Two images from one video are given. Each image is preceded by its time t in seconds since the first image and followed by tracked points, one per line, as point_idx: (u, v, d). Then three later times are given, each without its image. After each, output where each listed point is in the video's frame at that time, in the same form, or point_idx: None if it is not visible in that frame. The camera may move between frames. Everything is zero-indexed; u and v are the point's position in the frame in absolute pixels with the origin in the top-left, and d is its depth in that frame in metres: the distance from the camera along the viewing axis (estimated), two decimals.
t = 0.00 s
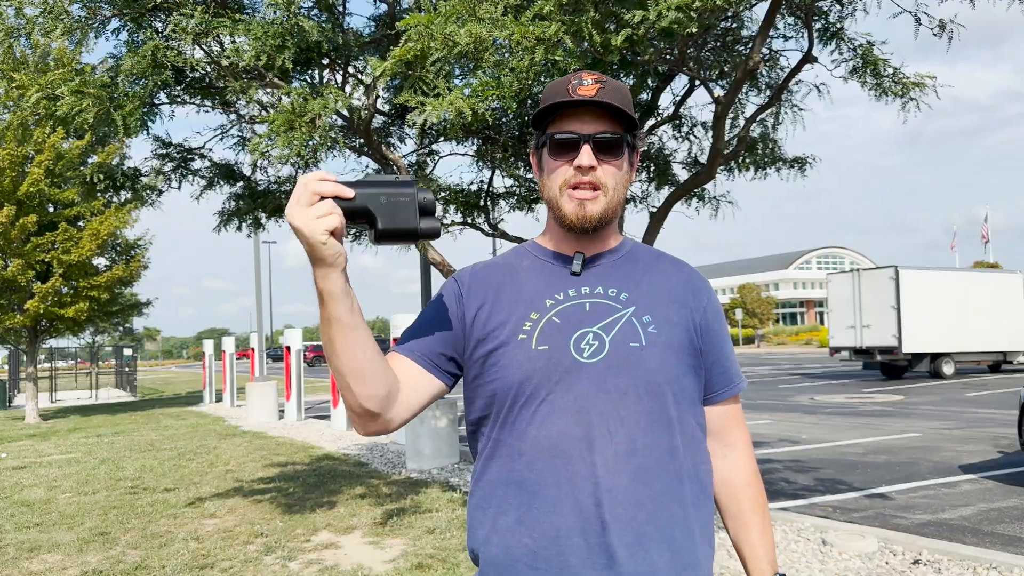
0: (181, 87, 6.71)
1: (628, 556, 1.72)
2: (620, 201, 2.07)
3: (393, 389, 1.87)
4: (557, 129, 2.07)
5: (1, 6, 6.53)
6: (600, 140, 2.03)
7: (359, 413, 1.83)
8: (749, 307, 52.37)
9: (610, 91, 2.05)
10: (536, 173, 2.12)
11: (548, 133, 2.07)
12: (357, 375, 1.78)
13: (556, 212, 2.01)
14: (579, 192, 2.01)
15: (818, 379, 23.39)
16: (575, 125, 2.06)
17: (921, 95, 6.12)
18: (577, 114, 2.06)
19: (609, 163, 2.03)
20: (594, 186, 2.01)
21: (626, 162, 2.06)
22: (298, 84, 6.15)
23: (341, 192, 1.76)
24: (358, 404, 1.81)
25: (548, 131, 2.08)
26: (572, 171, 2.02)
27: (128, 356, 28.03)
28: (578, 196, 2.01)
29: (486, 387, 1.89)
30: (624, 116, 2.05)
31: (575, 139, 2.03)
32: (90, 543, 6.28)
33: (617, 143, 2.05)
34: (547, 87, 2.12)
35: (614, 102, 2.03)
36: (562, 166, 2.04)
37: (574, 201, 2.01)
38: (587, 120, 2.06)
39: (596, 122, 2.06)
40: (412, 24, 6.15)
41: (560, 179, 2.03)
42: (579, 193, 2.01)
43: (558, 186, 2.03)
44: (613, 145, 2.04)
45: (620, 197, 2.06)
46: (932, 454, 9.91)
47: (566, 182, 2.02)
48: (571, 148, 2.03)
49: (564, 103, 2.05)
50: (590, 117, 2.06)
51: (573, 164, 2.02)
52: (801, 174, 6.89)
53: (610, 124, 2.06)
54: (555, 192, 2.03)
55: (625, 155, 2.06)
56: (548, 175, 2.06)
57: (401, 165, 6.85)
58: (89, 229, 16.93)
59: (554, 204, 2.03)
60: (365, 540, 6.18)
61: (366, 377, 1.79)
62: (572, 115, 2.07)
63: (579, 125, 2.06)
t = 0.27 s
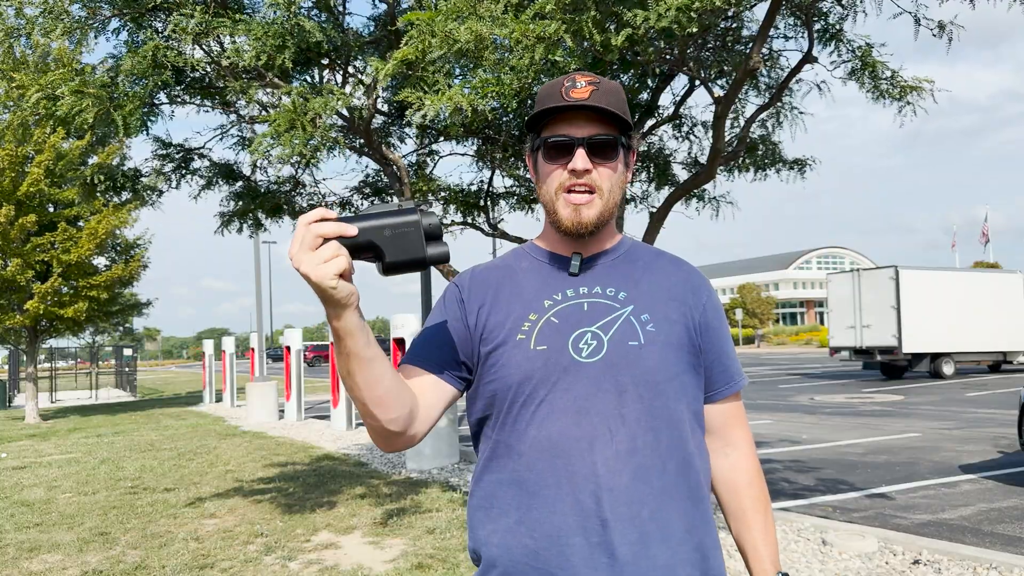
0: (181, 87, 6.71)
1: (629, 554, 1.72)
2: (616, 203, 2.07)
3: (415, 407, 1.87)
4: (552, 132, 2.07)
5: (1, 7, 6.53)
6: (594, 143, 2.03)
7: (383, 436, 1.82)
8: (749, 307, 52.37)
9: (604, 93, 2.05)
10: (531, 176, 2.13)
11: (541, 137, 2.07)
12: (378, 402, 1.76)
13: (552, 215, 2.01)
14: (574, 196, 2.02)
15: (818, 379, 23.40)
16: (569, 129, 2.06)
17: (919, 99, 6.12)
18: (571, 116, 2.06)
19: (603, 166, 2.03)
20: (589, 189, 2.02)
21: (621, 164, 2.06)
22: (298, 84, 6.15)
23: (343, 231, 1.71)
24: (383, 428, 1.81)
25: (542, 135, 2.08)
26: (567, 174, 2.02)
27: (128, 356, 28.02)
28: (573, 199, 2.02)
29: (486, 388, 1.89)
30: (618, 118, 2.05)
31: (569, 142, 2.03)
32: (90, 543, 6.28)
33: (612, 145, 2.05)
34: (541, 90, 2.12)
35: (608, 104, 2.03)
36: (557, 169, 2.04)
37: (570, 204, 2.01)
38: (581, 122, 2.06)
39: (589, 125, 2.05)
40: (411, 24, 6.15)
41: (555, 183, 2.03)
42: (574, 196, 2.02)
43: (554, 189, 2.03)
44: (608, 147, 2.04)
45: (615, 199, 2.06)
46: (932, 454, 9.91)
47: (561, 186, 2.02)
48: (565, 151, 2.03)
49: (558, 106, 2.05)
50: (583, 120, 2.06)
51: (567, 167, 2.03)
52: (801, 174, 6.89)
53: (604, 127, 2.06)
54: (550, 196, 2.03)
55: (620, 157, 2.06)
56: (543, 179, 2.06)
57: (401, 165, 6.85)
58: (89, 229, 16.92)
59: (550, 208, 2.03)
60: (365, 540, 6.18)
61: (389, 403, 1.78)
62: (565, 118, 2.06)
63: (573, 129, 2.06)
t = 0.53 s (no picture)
0: (181, 87, 6.71)
1: (629, 552, 1.72)
2: (604, 192, 2.05)
3: (411, 397, 1.87)
4: (529, 138, 2.08)
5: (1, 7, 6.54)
6: (567, 139, 2.03)
7: (378, 423, 1.83)
8: (749, 307, 52.37)
9: (569, 91, 2.04)
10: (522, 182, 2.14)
11: (521, 146, 2.09)
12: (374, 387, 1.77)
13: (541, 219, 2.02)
14: (558, 195, 2.02)
15: (818, 379, 23.39)
16: (543, 131, 2.07)
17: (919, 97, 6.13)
18: (543, 120, 2.07)
19: (581, 158, 2.02)
20: (571, 186, 2.01)
21: (599, 152, 2.04)
22: (298, 84, 6.15)
23: (352, 216, 1.71)
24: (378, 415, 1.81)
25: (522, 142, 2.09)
26: (548, 175, 2.03)
27: (128, 356, 28.01)
28: (559, 198, 2.02)
29: (489, 384, 1.89)
30: (590, 112, 2.04)
31: (544, 145, 2.04)
32: (90, 543, 6.28)
33: (587, 137, 2.03)
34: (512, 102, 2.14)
35: (577, 100, 2.03)
36: (539, 172, 2.04)
37: (555, 205, 2.02)
38: (554, 122, 2.06)
39: (561, 124, 2.05)
40: (412, 24, 6.15)
41: (539, 185, 2.04)
42: (559, 196, 2.02)
43: (538, 192, 2.04)
44: (583, 140, 2.03)
45: (602, 187, 2.05)
46: (932, 454, 9.91)
47: (545, 187, 2.03)
48: (542, 153, 2.04)
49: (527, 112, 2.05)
50: (557, 119, 2.06)
51: (546, 168, 2.03)
52: (801, 174, 6.89)
53: (578, 122, 2.06)
54: (537, 199, 2.04)
55: (601, 147, 2.05)
56: (529, 183, 2.07)
57: (401, 165, 6.85)
58: (89, 229, 16.92)
59: (540, 211, 2.04)
60: (365, 540, 6.18)
61: (385, 390, 1.79)
62: (539, 123, 2.07)
63: (547, 130, 2.06)
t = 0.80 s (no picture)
0: (181, 87, 6.71)
1: (627, 555, 1.72)
2: (615, 200, 2.08)
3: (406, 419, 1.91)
4: (544, 137, 2.08)
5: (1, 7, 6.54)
6: (586, 143, 2.05)
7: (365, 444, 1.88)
8: (749, 307, 52.37)
9: (592, 93, 2.05)
10: (529, 180, 2.14)
11: (534, 142, 2.09)
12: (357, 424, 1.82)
13: (551, 216, 2.02)
14: (571, 196, 2.03)
15: (818, 379, 23.39)
16: (561, 131, 2.07)
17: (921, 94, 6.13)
18: (560, 119, 2.07)
19: (599, 163, 2.04)
20: (586, 187, 2.03)
21: (615, 161, 2.07)
22: (298, 84, 6.15)
23: (340, 299, 1.64)
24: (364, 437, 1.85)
25: (536, 140, 2.09)
26: (562, 175, 2.03)
27: (128, 356, 28.00)
28: (571, 199, 2.03)
29: (484, 384, 1.89)
30: (609, 117, 2.05)
31: (562, 145, 2.05)
32: (90, 543, 6.28)
33: (605, 143, 2.06)
34: (530, 96, 2.13)
35: (597, 103, 2.04)
36: (551, 171, 2.05)
37: (568, 205, 2.03)
38: (573, 123, 2.06)
39: (580, 126, 2.07)
40: (411, 24, 6.15)
41: (550, 184, 2.04)
42: (572, 196, 2.03)
43: (550, 191, 2.04)
44: (601, 146, 2.05)
45: (614, 196, 2.08)
46: (932, 454, 9.91)
47: (557, 186, 2.03)
48: (559, 154, 2.05)
49: (548, 110, 2.05)
50: (575, 121, 2.07)
51: (562, 169, 2.04)
52: (801, 173, 6.89)
53: (596, 126, 2.07)
54: (546, 197, 2.05)
55: (615, 153, 2.08)
56: (538, 182, 2.07)
57: (401, 165, 6.85)
58: (89, 230, 16.92)
59: (548, 209, 2.05)
60: (365, 540, 6.18)
61: (372, 428, 1.84)
62: (557, 121, 2.08)
63: (564, 131, 2.07)
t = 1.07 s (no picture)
0: (181, 87, 6.71)
1: (632, 553, 1.73)
2: (616, 199, 2.09)
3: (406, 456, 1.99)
4: (545, 135, 2.09)
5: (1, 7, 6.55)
6: (588, 141, 2.06)
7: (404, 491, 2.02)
8: (749, 307, 52.37)
9: (594, 92, 2.06)
10: (530, 179, 2.15)
11: (536, 141, 2.10)
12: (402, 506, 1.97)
13: (551, 213, 2.02)
14: (572, 193, 2.03)
15: (818, 379, 23.40)
16: (563, 129, 2.08)
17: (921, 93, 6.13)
18: (562, 117, 2.08)
19: (600, 162, 2.05)
20: (588, 185, 2.03)
21: (616, 160, 2.08)
22: (298, 84, 6.16)
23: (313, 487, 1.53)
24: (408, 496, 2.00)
25: (537, 138, 2.10)
26: (564, 173, 2.04)
27: (128, 356, 28.00)
28: (572, 197, 2.03)
29: (485, 387, 1.90)
30: (611, 115, 2.06)
31: (565, 143, 2.06)
32: (90, 543, 6.28)
33: (606, 143, 2.07)
34: (531, 95, 2.14)
35: (599, 102, 2.05)
36: (553, 169, 2.06)
37: (569, 202, 2.03)
38: (576, 121, 2.07)
39: (582, 123, 2.07)
40: (412, 24, 6.15)
41: (551, 182, 2.05)
42: (573, 194, 2.03)
43: (552, 189, 2.05)
44: (602, 145, 2.06)
45: (616, 195, 2.08)
46: (932, 454, 9.91)
47: (559, 184, 2.04)
48: (561, 152, 2.06)
49: (550, 108, 2.06)
50: (577, 119, 2.08)
51: (564, 167, 2.05)
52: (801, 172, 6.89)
53: (598, 124, 2.08)
54: (547, 195, 2.05)
55: (616, 152, 2.09)
56: (539, 180, 2.09)
57: (401, 165, 6.85)
58: (89, 230, 16.92)
59: (549, 207, 2.05)
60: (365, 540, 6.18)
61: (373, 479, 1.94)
62: (557, 120, 2.08)
63: (566, 128, 2.08)
